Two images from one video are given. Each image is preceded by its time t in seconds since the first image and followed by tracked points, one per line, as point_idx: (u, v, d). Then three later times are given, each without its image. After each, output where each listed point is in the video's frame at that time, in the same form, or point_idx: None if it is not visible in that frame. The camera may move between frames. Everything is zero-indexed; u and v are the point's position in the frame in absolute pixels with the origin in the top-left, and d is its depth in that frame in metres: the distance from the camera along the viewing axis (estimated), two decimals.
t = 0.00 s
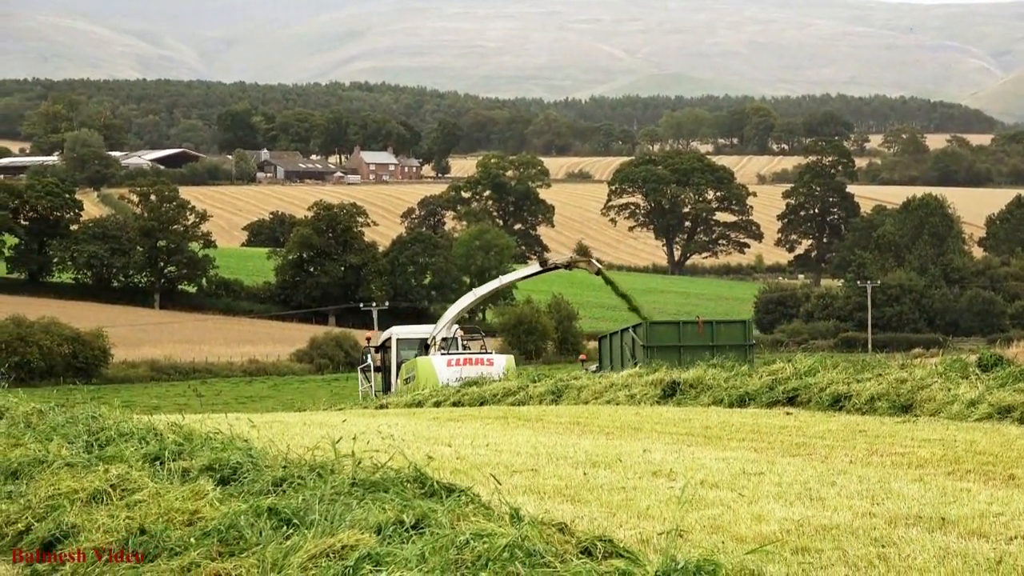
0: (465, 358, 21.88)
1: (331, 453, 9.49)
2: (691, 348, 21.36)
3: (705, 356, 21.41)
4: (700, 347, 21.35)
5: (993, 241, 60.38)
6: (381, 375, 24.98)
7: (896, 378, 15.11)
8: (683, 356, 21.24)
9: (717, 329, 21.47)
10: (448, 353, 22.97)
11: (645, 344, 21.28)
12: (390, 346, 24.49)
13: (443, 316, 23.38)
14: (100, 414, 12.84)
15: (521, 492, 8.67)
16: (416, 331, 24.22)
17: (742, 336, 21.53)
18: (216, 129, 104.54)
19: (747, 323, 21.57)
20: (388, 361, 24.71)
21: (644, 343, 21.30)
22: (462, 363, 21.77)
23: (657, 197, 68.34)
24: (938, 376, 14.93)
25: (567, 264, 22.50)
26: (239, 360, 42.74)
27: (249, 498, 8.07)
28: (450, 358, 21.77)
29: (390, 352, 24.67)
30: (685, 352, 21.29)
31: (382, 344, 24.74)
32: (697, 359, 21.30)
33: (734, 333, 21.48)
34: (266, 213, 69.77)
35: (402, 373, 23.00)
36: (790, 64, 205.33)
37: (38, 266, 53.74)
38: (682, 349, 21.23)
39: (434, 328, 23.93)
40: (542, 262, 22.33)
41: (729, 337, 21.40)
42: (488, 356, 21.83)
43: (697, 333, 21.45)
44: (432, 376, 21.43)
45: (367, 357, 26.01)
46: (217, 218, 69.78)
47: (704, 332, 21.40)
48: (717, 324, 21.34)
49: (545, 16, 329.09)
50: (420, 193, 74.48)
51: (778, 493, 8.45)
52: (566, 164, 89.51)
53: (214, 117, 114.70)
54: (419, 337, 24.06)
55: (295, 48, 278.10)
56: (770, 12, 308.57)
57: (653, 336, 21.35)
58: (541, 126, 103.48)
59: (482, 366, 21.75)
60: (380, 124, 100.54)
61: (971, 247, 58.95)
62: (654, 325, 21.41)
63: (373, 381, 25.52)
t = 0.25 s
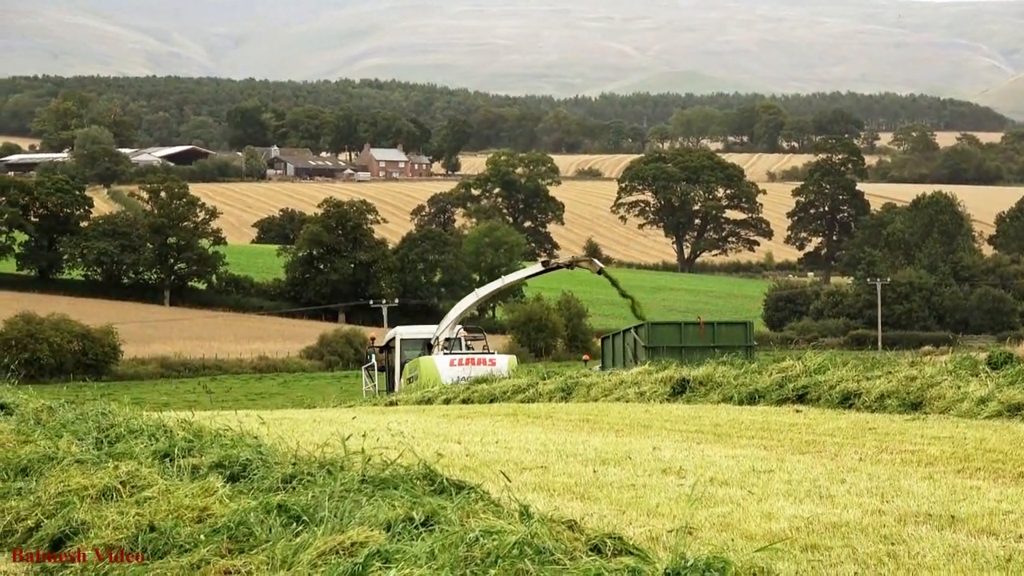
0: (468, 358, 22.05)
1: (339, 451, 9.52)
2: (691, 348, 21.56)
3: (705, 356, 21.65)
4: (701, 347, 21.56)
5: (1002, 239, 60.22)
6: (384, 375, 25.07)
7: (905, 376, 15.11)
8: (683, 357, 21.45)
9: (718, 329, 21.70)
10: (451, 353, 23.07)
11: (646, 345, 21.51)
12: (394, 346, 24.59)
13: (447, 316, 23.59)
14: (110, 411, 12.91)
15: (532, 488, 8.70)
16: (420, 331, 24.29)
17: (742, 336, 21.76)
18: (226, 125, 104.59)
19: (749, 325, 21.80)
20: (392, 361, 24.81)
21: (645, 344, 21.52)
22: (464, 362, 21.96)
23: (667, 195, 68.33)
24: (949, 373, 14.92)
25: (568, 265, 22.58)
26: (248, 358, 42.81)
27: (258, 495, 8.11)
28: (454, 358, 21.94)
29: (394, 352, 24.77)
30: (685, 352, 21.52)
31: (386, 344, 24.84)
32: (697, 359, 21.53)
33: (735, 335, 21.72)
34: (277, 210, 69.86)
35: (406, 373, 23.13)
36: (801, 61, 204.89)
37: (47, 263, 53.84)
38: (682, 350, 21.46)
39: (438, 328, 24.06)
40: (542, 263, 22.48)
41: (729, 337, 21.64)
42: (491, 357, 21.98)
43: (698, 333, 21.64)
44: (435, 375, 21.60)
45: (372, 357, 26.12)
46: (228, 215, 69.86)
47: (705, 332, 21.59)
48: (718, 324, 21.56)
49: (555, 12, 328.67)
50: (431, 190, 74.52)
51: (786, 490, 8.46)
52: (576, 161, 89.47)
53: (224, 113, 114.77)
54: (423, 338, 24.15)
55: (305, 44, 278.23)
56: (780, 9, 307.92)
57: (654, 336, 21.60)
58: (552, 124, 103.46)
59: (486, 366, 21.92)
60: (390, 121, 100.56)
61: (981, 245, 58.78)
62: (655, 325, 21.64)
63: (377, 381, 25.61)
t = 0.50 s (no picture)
0: (469, 358, 22.13)
1: (351, 447, 9.54)
2: (692, 350, 21.66)
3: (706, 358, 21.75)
4: (702, 349, 21.65)
5: (1014, 237, 60.03)
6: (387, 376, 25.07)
7: (916, 373, 15.10)
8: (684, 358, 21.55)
9: (719, 331, 21.80)
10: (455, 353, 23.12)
11: (648, 347, 21.60)
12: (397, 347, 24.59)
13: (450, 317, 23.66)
14: (120, 407, 12.95)
15: (542, 486, 8.70)
16: (423, 332, 24.27)
17: (742, 337, 21.90)
18: (237, 122, 104.72)
19: (748, 326, 21.93)
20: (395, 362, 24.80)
21: (647, 345, 21.60)
22: (465, 363, 22.04)
23: (678, 192, 68.28)
24: (959, 371, 14.88)
25: (573, 266, 22.62)
26: (260, 354, 42.87)
27: (269, 491, 8.14)
28: (455, 358, 22.07)
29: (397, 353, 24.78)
30: (686, 354, 21.62)
31: (389, 345, 24.84)
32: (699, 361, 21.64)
33: (734, 336, 21.84)
34: (288, 207, 69.95)
35: (409, 373, 23.17)
36: (812, 58, 204.41)
37: (59, 260, 53.85)
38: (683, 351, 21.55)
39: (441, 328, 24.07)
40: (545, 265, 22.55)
41: (730, 338, 21.75)
42: (492, 357, 22.02)
43: (699, 335, 21.75)
44: (436, 374, 21.77)
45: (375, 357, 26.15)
46: (239, 212, 69.99)
47: (706, 333, 21.70)
48: (719, 326, 21.67)
49: (566, 8, 328.17)
50: (442, 187, 74.55)
51: (797, 487, 8.46)
52: (587, 158, 89.43)
53: (236, 109, 114.90)
54: (426, 338, 24.13)
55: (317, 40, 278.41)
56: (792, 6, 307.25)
57: (656, 338, 21.67)
58: (563, 121, 103.40)
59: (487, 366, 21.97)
60: (401, 117, 100.60)
61: (992, 243, 58.64)
62: (657, 327, 21.71)
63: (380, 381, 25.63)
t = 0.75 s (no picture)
0: (471, 358, 22.11)
1: (358, 445, 9.56)
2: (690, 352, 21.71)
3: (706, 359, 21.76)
4: (701, 350, 21.68)
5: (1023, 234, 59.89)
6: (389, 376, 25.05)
7: (924, 370, 15.09)
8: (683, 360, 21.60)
9: (718, 332, 21.80)
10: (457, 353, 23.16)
11: (647, 348, 21.69)
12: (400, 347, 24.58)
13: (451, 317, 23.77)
14: (128, 405, 12.98)
15: (550, 484, 8.71)
16: (425, 332, 24.25)
17: (742, 338, 21.87)
18: (245, 120, 104.81)
19: (748, 327, 21.90)
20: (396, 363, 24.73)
21: (646, 346, 21.70)
22: (467, 363, 22.02)
23: (686, 189, 68.21)
24: (967, 369, 14.87)
25: (576, 266, 22.67)
26: (268, 352, 42.94)
27: (278, 488, 8.16)
28: (457, 358, 22.05)
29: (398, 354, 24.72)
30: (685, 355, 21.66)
31: (392, 345, 24.82)
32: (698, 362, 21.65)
33: (734, 336, 21.81)
34: (295, 204, 70.03)
35: (411, 373, 23.20)
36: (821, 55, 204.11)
37: (67, 257, 54.00)
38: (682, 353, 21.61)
39: (443, 328, 24.11)
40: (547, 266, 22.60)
41: (730, 339, 21.73)
42: (494, 357, 21.99)
43: (698, 336, 21.78)
44: (438, 373, 21.74)
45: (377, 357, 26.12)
46: (246, 210, 70.06)
47: (705, 334, 21.72)
48: (717, 327, 21.68)
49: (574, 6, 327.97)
50: (449, 185, 74.59)
51: (805, 485, 8.47)
52: (594, 156, 89.39)
53: (244, 107, 115.05)
54: (429, 338, 24.11)
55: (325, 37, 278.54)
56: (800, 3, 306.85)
57: (655, 339, 21.77)
58: (570, 119, 103.37)
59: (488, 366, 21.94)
60: (409, 115, 100.66)
61: (1000, 240, 58.53)
62: (657, 328, 21.80)
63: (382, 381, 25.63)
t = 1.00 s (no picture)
0: (472, 358, 22.13)
1: (363, 441, 9.57)
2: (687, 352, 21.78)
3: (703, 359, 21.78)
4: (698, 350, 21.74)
5: None
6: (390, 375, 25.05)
7: (930, 368, 15.08)
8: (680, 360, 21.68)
9: (715, 332, 21.82)
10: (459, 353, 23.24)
11: (643, 348, 21.88)
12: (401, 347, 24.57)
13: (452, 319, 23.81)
14: (135, 402, 13.01)
15: (557, 481, 8.73)
16: (428, 332, 24.24)
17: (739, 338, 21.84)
18: (252, 117, 104.89)
19: (745, 328, 21.86)
20: (399, 363, 24.68)
21: (642, 348, 21.90)
22: (468, 363, 22.04)
23: (694, 186, 68.15)
24: (974, 366, 14.85)
25: (577, 269, 22.73)
26: (275, 349, 43.03)
27: (285, 486, 8.17)
28: (458, 359, 22.07)
29: (400, 354, 24.69)
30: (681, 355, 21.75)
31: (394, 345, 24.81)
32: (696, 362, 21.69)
33: (732, 336, 21.79)
34: (302, 201, 70.11)
35: (412, 372, 23.20)
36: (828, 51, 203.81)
37: (74, 255, 54.13)
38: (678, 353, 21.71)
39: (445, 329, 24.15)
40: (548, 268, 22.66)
41: (727, 339, 21.71)
42: (494, 357, 22.03)
43: (696, 336, 21.84)
44: (439, 373, 21.76)
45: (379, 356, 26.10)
46: (253, 207, 70.15)
47: (702, 335, 21.76)
48: (714, 327, 21.71)
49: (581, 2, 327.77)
50: (456, 182, 74.63)
51: (811, 482, 8.48)
52: (601, 153, 89.38)
53: (251, 104, 115.13)
54: (431, 338, 24.11)
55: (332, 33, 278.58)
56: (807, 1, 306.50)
57: (652, 340, 21.95)
58: (578, 116, 103.37)
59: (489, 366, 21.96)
60: (415, 112, 100.67)
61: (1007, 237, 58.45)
62: (654, 329, 22.01)
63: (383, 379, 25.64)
